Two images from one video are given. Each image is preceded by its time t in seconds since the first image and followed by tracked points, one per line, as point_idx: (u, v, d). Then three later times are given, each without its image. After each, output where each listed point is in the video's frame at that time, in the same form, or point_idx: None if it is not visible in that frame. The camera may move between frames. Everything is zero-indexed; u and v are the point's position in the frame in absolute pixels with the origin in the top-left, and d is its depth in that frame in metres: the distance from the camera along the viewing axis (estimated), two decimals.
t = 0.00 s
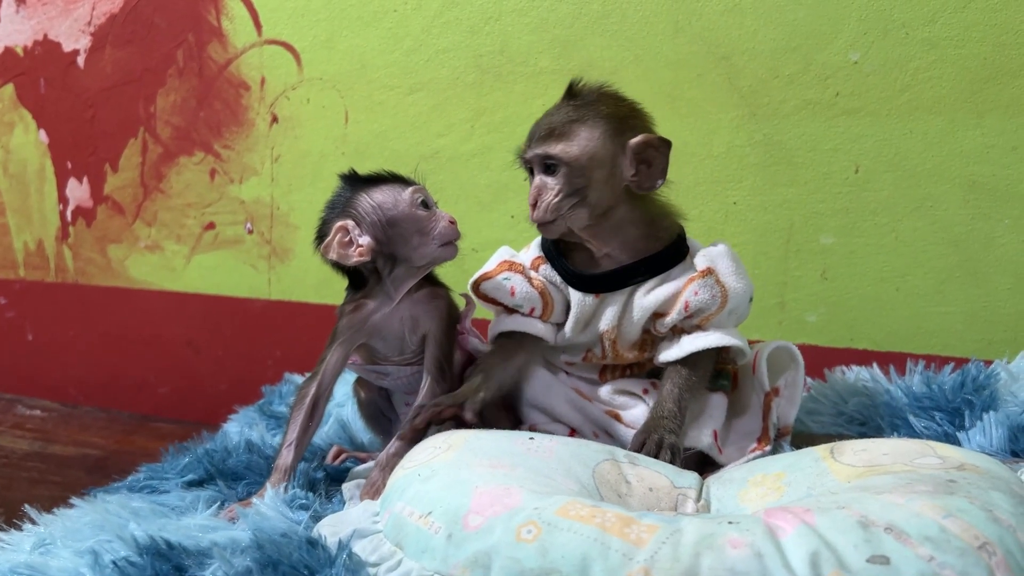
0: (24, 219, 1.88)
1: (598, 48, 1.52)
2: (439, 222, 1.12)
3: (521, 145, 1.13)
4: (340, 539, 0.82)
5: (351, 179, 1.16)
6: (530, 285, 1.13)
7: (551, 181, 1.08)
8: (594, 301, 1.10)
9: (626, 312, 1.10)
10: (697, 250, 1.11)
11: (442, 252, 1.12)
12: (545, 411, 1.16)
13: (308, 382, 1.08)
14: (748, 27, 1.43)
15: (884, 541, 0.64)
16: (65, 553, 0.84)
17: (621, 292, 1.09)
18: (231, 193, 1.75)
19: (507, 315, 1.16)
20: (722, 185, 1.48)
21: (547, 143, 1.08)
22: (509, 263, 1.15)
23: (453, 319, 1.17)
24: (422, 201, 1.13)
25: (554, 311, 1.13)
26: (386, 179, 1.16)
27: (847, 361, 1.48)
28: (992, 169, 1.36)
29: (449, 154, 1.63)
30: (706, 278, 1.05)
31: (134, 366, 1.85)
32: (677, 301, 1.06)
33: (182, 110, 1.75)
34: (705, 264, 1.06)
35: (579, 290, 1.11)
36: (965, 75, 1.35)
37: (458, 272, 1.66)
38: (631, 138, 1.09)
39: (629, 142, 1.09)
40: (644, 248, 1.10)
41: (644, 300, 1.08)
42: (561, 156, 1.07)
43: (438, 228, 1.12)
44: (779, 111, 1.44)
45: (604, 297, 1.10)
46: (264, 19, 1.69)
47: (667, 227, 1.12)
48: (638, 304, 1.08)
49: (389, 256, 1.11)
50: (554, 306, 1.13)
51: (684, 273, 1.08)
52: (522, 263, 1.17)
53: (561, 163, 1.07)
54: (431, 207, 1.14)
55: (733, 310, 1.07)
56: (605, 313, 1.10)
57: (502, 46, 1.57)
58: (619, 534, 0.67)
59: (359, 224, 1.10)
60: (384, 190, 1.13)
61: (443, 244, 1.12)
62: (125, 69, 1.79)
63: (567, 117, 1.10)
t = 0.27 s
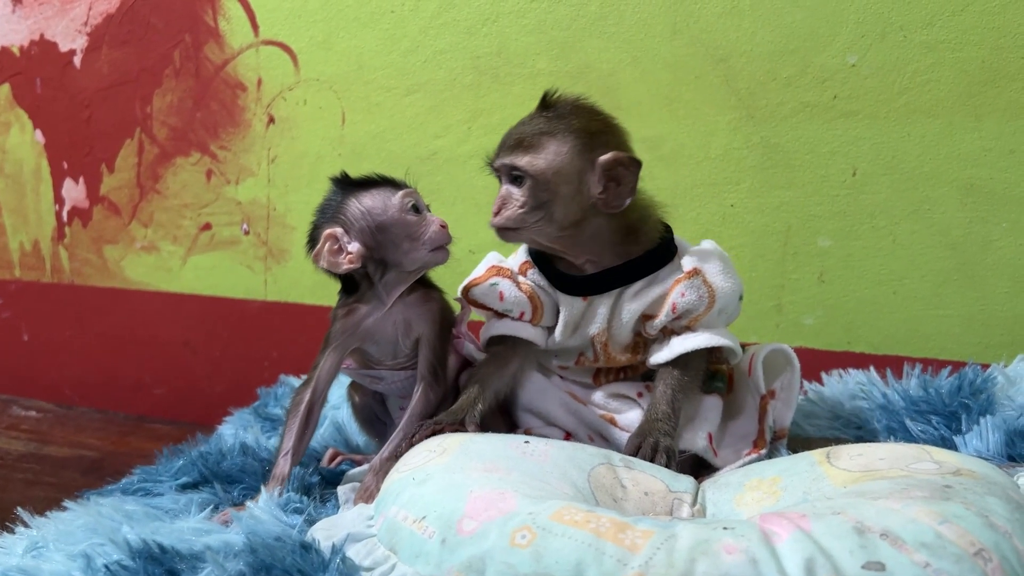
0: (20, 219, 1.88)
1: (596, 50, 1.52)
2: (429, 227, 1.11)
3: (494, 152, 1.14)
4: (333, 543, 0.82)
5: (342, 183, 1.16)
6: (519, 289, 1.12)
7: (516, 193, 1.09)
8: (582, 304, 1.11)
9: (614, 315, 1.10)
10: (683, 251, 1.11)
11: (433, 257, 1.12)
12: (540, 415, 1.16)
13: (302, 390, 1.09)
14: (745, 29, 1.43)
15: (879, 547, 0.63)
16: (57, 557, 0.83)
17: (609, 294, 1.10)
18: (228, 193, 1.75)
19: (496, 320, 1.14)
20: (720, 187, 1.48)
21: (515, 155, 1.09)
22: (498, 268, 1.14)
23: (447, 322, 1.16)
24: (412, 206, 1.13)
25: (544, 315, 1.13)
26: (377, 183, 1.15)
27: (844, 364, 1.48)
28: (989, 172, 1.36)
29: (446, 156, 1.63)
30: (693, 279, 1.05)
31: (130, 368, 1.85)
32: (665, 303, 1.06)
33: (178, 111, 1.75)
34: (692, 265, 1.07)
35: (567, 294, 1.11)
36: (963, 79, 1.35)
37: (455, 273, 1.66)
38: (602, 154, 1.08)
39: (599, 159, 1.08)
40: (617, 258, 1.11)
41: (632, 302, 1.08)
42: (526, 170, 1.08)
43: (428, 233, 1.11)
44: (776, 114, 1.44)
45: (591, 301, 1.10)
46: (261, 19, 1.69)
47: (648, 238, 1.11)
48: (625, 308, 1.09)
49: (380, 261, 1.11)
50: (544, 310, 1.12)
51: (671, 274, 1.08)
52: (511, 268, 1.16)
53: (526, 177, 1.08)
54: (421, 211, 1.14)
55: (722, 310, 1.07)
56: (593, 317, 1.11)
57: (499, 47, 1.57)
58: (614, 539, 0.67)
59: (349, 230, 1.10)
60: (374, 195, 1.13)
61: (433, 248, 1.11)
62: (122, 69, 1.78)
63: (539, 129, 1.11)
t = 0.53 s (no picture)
0: (17, 218, 1.88)
1: (593, 50, 1.51)
2: (414, 232, 1.09)
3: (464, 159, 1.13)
4: (328, 542, 0.81)
5: (329, 184, 1.14)
6: (499, 296, 1.14)
7: (480, 207, 1.08)
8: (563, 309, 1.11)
9: (597, 318, 1.10)
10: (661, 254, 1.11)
11: (419, 262, 1.10)
12: (534, 417, 1.16)
13: (294, 392, 1.09)
14: (743, 30, 1.43)
15: (875, 547, 0.63)
16: (52, 556, 0.83)
17: (588, 298, 1.09)
18: (225, 193, 1.74)
19: (477, 322, 1.16)
20: (717, 188, 1.48)
21: (484, 169, 1.08)
22: (478, 274, 1.16)
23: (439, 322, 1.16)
24: (396, 210, 1.10)
25: (526, 319, 1.14)
26: (363, 185, 1.12)
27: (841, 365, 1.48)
28: (987, 173, 1.36)
29: (443, 156, 1.63)
30: (672, 283, 1.06)
31: (127, 367, 1.85)
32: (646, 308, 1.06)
33: (176, 110, 1.75)
34: (670, 268, 1.07)
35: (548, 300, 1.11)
36: (961, 80, 1.35)
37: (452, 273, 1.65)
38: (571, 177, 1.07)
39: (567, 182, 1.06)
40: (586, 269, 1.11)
41: (613, 306, 1.08)
42: (492, 186, 1.07)
43: (411, 239, 1.09)
44: (773, 115, 1.44)
45: (571, 306, 1.10)
46: (259, 19, 1.69)
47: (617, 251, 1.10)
48: (606, 313, 1.09)
49: (365, 266, 1.10)
50: (525, 315, 1.14)
51: (651, 274, 1.08)
52: (492, 274, 1.18)
53: (492, 193, 1.07)
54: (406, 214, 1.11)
55: (706, 310, 1.07)
56: (576, 322, 1.11)
57: (497, 47, 1.57)
58: (609, 539, 0.67)
59: (332, 236, 1.08)
60: (358, 198, 1.10)
61: (418, 254, 1.09)
62: (119, 68, 1.78)
63: (509, 145, 1.09)
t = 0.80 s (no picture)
0: (17, 218, 1.88)
1: (594, 52, 1.52)
2: (391, 248, 1.06)
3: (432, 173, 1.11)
4: (328, 544, 0.82)
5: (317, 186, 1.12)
6: (477, 307, 1.15)
7: (450, 222, 1.06)
8: (544, 318, 1.10)
9: (578, 326, 1.10)
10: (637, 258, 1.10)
11: (400, 274, 1.08)
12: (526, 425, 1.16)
13: (287, 396, 1.09)
14: (743, 32, 1.43)
15: (874, 550, 0.63)
16: (53, 558, 0.83)
17: (568, 306, 1.09)
18: (225, 193, 1.74)
19: (458, 330, 1.17)
20: (717, 189, 1.49)
21: (453, 184, 1.06)
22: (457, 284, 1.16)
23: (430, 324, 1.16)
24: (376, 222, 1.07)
25: (507, 327, 1.15)
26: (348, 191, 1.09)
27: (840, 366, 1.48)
28: (986, 176, 1.36)
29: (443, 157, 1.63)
30: (651, 289, 1.06)
31: (127, 367, 1.85)
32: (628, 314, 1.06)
33: (176, 110, 1.75)
34: (649, 273, 1.07)
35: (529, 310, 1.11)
36: (960, 83, 1.35)
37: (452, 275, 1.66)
38: (542, 190, 1.06)
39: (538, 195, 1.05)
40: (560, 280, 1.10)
41: (595, 314, 1.08)
42: (462, 201, 1.05)
43: (390, 252, 1.06)
44: (773, 117, 1.44)
45: (552, 314, 1.10)
46: (259, 19, 1.69)
47: (591, 260, 1.10)
48: (587, 321, 1.09)
49: (349, 275, 1.09)
50: (506, 325, 1.14)
51: (630, 278, 1.08)
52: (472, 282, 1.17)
53: (461, 208, 1.05)
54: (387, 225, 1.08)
55: (688, 311, 1.08)
56: (559, 331, 1.10)
57: (498, 48, 1.57)
58: (609, 541, 0.67)
59: (315, 245, 1.08)
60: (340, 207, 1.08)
61: (398, 268, 1.07)
62: (120, 69, 1.78)
63: (478, 158, 1.07)
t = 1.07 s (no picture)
0: (15, 217, 1.88)
1: (593, 53, 1.52)
2: (348, 274, 1.04)
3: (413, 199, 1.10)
4: (328, 544, 0.82)
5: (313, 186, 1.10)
6: (471, 312, 1.15)
7: (436, 248, 1.07)
8: (538, 326, 1.10)
9: (572, 333, 1.10)
10: (628, 263, 1.10)
11: (365, 297, 1.06)
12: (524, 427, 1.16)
13: (283, 398, 1.10)
14: (742, 34, 1.44)
15: (873, 551, 0.64)
16: (52, 557, 0.83)
17: (561, 313, 1.09)
18: (224, 193, 1.74)
19: (454, 334, 1.18)
20: (715, 191, 1.49)
21: (435, 210, 1.06)
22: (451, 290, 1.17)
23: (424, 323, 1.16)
24: (340, 245, 1.04)
25: (502, 332, 1.16)
26: (326, 203, 1.06)
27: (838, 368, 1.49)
28: (984, 178, 1.37)
29: (442, 158, 1.63)
30: (642, 297, 1.05)
31: (126, 367, 1.85)
32: (620, 322, 1.06)
33: (175, 110, 1.75)
34: (639, 280, 1.07)
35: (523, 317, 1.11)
36: (959, 85, 1.35)
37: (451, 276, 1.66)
38: (525, 209, 1.06)
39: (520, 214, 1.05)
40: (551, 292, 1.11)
41: (588, 320, 1.08)
42: (446, 228, 1.05)
43: (348, 278, 1.04)
44: (772, 118, 1.44)
45: (545, 322, 1.10)
46: (259, 19, 1.69)
47: (580, 268, 1.10)
48: (580, 330, 1.09)
49: (326, 284, 1.10)
50: (500, 331, 1.16)
51: (621, 284, 1.08)
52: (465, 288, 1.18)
53: (446, 235, 1.06)
54: (353, 248, 1.04)
55: (682, 314, 1.07)
56: (553, 339, 1.10)
57: (497, 49, 1.57)
58: (608, 541, 0.67)
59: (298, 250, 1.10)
60: (313, 220, 1.06)
61: (355, 294, 1.05)
62: (119, 68, 1.78)
63: (457, 182, 1.07)
